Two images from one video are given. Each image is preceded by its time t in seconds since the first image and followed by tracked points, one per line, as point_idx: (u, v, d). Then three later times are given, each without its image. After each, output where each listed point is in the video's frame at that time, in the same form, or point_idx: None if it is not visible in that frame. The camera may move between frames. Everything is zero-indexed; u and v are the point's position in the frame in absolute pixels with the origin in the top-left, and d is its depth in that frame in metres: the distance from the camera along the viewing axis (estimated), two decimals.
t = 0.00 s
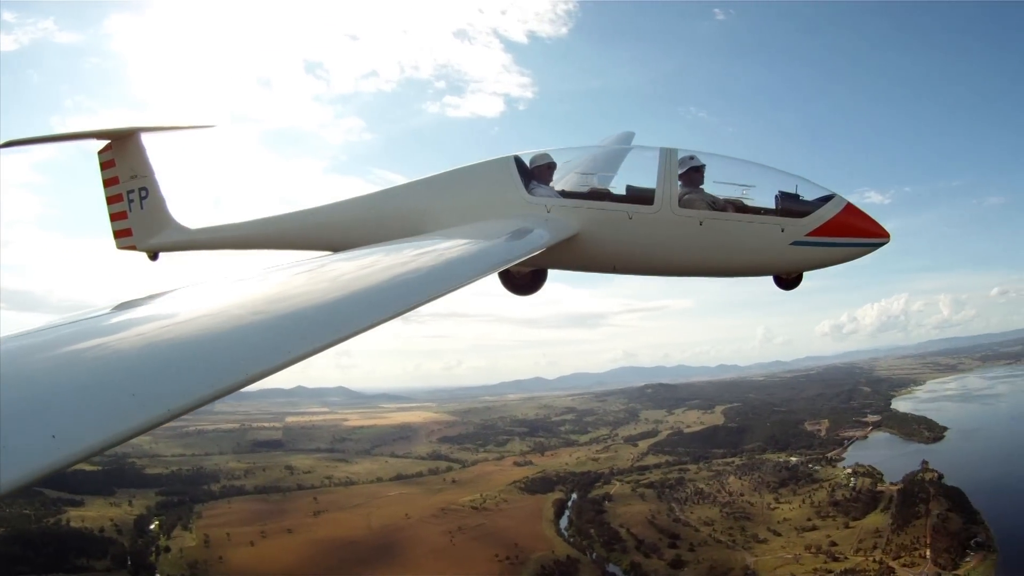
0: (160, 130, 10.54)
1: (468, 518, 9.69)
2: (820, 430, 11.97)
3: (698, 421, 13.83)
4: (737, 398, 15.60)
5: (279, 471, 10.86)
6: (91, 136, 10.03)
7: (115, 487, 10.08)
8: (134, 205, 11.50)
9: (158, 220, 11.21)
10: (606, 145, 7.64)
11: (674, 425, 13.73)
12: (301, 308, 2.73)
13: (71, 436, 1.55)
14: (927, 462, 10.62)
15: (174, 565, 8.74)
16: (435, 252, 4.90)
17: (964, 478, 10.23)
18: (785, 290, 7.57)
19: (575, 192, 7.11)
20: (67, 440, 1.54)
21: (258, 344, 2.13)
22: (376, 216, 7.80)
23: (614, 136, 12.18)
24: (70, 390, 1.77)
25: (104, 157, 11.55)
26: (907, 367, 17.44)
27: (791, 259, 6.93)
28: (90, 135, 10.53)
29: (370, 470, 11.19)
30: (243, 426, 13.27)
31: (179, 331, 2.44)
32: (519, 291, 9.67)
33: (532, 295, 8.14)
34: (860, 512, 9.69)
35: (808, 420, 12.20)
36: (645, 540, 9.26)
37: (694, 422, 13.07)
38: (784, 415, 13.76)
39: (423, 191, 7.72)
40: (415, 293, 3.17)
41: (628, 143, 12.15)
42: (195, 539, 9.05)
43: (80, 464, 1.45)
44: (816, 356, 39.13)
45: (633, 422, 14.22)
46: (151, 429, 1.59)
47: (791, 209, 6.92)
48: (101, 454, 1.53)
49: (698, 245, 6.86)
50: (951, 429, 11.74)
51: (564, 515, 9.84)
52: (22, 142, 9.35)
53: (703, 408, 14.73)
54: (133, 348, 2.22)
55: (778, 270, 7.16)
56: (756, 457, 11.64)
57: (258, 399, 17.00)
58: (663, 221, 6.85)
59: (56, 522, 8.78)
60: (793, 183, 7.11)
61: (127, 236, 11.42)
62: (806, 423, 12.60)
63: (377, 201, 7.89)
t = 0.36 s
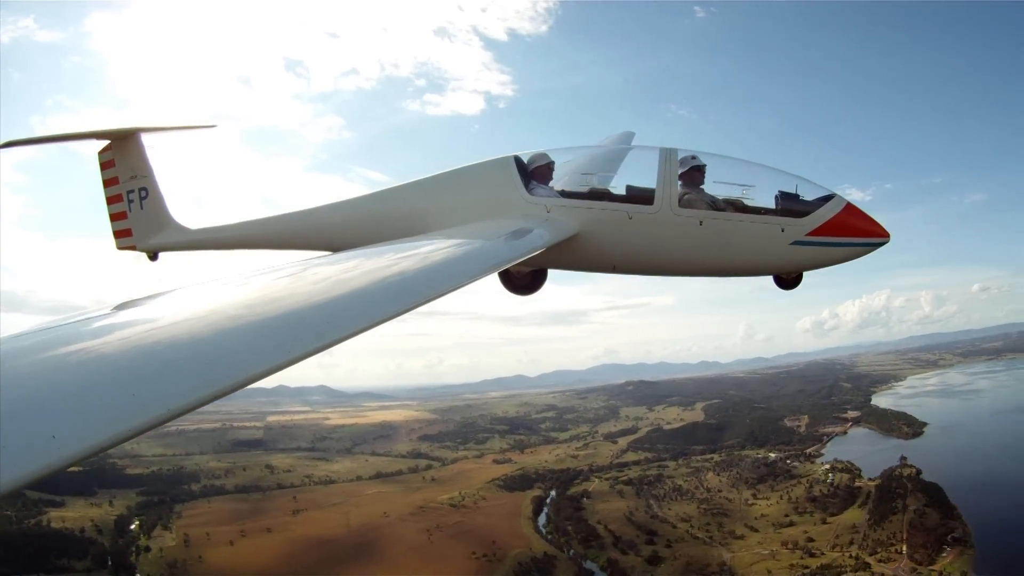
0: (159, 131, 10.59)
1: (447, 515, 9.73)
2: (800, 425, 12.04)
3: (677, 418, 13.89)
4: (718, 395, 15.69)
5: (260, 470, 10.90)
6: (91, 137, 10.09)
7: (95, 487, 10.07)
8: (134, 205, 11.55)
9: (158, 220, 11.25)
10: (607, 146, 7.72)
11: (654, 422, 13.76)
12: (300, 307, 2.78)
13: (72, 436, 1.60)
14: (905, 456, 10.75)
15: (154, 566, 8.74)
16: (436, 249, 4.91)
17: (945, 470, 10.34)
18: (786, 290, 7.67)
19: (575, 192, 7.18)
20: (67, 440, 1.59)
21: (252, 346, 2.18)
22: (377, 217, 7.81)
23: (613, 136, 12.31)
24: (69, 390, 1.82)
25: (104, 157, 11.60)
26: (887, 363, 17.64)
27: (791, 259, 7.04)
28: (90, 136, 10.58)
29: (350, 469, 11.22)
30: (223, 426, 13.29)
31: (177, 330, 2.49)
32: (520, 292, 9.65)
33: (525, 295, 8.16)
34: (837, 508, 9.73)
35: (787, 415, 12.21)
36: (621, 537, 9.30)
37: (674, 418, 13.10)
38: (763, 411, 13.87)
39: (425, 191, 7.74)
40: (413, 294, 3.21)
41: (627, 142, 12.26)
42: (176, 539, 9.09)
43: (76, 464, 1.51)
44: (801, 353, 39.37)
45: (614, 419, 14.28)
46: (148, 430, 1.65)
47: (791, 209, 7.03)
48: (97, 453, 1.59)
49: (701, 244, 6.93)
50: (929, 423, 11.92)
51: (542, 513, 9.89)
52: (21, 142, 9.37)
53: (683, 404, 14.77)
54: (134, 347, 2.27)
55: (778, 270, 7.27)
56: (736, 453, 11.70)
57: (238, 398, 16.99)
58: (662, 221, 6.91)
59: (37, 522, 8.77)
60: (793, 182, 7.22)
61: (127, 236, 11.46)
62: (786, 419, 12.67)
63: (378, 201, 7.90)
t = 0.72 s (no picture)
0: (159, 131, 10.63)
1: (424, 513, 9.76)
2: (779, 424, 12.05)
3: (657, 416, 13.91)
4: (698, 394, 15.75)
5: (239, 468, 10.92)
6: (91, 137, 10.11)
7: (75, 485, 10.04)
8: (134, 205, 11.60)
9: (158, 220, 11.28)
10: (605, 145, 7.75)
11: (634, 420, 13.82)
12: (297, 308, 2.83)
13: (71, 436, 1.68)
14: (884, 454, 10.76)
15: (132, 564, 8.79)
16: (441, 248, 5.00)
17: (930, 465, 10.43)
18: (788, 290, 7.69)
19: (576, 191, 7.19)
20: (67, 440, 1.67)
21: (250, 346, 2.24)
22: (378, 218, 7.82)
23: (613, 136, 11.82)
24: (70, 390, 1.90)
25: (104, 156, 11.65)
26: (868, 361, 17.85)
27: (790, 259, 7.07)
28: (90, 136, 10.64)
29: (330, 467, 11.23)
30: (204, 424, 13.28)
31: (178, 330, 2.56)
32: (520, 292, 9.69)
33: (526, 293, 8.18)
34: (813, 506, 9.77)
35: (766, 414, 12.26)
36: (597, 535, 9.32)
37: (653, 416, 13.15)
38: (741, 410, 14.01)
39: (425, 191, 7.74)
40: (415, 294, 3.25)
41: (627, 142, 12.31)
42: (154, 537, 9.16)
43: (79, 463, 1.58)
44: (788, 351, 39.60)
45: (594, 418, 14.30)
46: (147, 430, 1.72)
47: (791, 209, 7.05)
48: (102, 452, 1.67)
49: (701, 244, 6.97)
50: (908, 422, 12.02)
51: (520, 511, 9.92)
52: (19, 142, 9.36)
53: (663, 403, 14.79)
54: (133, 348, 2.35)
55: (778, 270, 7.30)
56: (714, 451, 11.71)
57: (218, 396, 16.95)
58: (663, 220, 6.93)
59: (16, 522, 8.73)
60: (793, 183, 7.24)
61: (127, 236, 11.51)
62: (765, 417, 12.67)
63: (378, 201, 7.89)
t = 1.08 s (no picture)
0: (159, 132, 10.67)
1: (401, 512, 9.79)
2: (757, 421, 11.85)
3: (636, 414, 13.93)
4: (677, 392, 15.80)
5: (218, 467, 10.93)
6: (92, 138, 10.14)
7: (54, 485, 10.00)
8: (134, 205, 11.65)
9: (158, 220, 11.31)
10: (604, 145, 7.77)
11: (612, 419, 13.84)
12: (295, 309, 2.88)
13: (72, 435, 1.74)
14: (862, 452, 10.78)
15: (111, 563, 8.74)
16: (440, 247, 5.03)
17: (918, 464, 10.57)
18: (787, 289, 7.74)
19: (575, 191, 7.23)
20: (68, 438, 1.73)
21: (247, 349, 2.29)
22: (379, 219, 7.85)
23: (614, 136, 12.04)
24: (71, 391, 1.96)
25: (104, 157, 11.70)
26: (847, 360, 18.00)
27: (789, 258, 7.10)
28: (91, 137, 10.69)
29: (308, 465, 11.24)
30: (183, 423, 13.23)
31: (177, 330, 2.62)
32: (520, 292, 9.77)
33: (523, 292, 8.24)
34: (789, 504, 9.82)
35: (744, 412, 12.25)
36: (572, 533, 9.36)
37: (631, 415, 13.15)
38: (718, 410, 14.11)
39: (426, 191, 7.77)
40: (415, 294, 3.30)
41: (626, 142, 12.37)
42: (132, 536, 9.20)
43: (79, 463, 1.65)
44: (771, 350, 39.76)
45: (572, 416, 14.31)
46: (146, 431, 1.78)
47: (790, 208, 7.08)
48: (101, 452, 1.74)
49: (702, 244, 6.99)
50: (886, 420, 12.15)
51: (496, 510, 9.95)
52: (18, 142, 9.35)
53: (642, 401, 14.79)
54: (133, 348, 2.40)
55: (777, 269, 7.33)
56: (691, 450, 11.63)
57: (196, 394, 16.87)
58: (663, 220, 6.97)
59: None
60: (793, 182, 7.27)
61: (127, 236, 11.54)
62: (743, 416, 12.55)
63: (378, 202, 7.91)
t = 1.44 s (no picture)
0: (159, 131, 10.64)
1: (373, 509, 9.81)
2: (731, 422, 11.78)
3: (610, 413, 13.95)
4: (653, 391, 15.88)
5: (192, 464, 10.97)
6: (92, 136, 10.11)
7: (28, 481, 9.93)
8: (134, 205, 11.63)
9: (157, 220, 11.29)
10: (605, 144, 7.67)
11: (587, 417, 13.89)
12: (298, 304, 2.77)
13: (70, 436, 1.64)
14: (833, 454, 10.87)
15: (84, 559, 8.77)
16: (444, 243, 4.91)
17: (905, 471, 10.70)
18: (787, 290, 7.63)
19: (575, 191, 7.10)
20: (67, 439, 1.64)
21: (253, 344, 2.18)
22: (379, 220, 7.71)
23: (615, 135, 12.09)
24: (69, 389, 1.85)
25: (104, 156, 11.70)
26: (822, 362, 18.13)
27: (789, 259, 6.96)
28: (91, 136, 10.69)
29: (282, 463, 11.25)
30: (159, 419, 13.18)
31: (179, 325, 2.51)
32: (520, 292, 9.76)
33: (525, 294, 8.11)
34: (759, 503, 9.89)
35: (718, 411, 12.27)
36: (543, 530, 9.40)
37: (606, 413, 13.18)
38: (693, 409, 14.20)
39: (427, 190, 7.63)
40: (422, 289, 3.19)
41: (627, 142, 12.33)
42: (106, 532, 9.19)
43: (76, 465, 1.55)
44: (750, 350, 39.94)
45: (547, 414, 14.34)
46: (146, 432, 1.68)
47: (790, 208, 6.95)
48: (99, 453, 1.63)
49: (703, 244, 6.85)
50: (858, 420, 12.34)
51: (468, 506, 10.00)
52: (18, 142, 9.29)
53: (618, 400, 14.84)
54: (133, 344, 2.30)
55: (777, 270, 7.20)
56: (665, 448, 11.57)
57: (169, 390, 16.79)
58: (664, 219, 6.83)
59: None
60: (793, 182, 7.16)
61: (127, 236, 11.50)
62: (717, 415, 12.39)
63: (377, 201, 7.78)
